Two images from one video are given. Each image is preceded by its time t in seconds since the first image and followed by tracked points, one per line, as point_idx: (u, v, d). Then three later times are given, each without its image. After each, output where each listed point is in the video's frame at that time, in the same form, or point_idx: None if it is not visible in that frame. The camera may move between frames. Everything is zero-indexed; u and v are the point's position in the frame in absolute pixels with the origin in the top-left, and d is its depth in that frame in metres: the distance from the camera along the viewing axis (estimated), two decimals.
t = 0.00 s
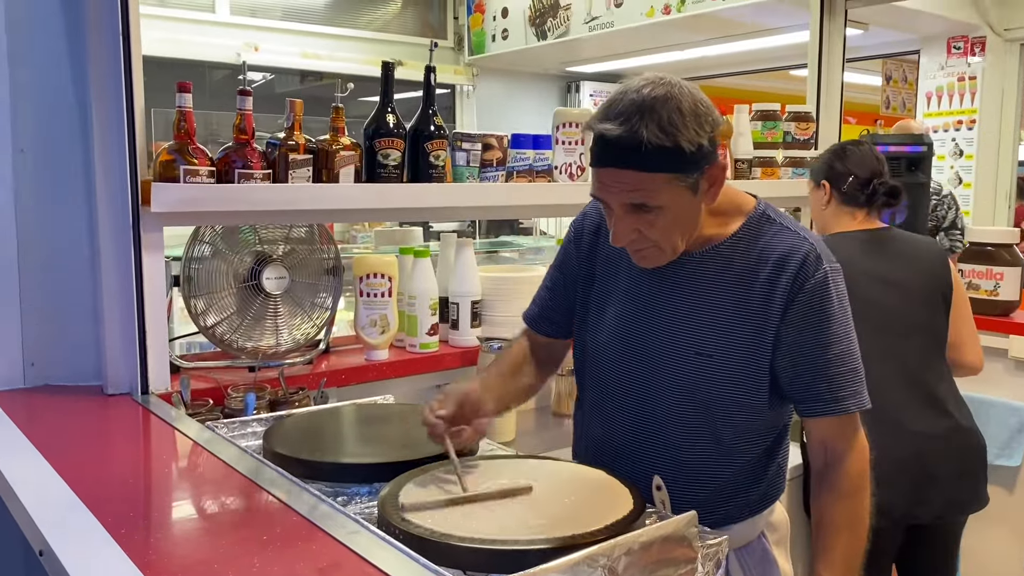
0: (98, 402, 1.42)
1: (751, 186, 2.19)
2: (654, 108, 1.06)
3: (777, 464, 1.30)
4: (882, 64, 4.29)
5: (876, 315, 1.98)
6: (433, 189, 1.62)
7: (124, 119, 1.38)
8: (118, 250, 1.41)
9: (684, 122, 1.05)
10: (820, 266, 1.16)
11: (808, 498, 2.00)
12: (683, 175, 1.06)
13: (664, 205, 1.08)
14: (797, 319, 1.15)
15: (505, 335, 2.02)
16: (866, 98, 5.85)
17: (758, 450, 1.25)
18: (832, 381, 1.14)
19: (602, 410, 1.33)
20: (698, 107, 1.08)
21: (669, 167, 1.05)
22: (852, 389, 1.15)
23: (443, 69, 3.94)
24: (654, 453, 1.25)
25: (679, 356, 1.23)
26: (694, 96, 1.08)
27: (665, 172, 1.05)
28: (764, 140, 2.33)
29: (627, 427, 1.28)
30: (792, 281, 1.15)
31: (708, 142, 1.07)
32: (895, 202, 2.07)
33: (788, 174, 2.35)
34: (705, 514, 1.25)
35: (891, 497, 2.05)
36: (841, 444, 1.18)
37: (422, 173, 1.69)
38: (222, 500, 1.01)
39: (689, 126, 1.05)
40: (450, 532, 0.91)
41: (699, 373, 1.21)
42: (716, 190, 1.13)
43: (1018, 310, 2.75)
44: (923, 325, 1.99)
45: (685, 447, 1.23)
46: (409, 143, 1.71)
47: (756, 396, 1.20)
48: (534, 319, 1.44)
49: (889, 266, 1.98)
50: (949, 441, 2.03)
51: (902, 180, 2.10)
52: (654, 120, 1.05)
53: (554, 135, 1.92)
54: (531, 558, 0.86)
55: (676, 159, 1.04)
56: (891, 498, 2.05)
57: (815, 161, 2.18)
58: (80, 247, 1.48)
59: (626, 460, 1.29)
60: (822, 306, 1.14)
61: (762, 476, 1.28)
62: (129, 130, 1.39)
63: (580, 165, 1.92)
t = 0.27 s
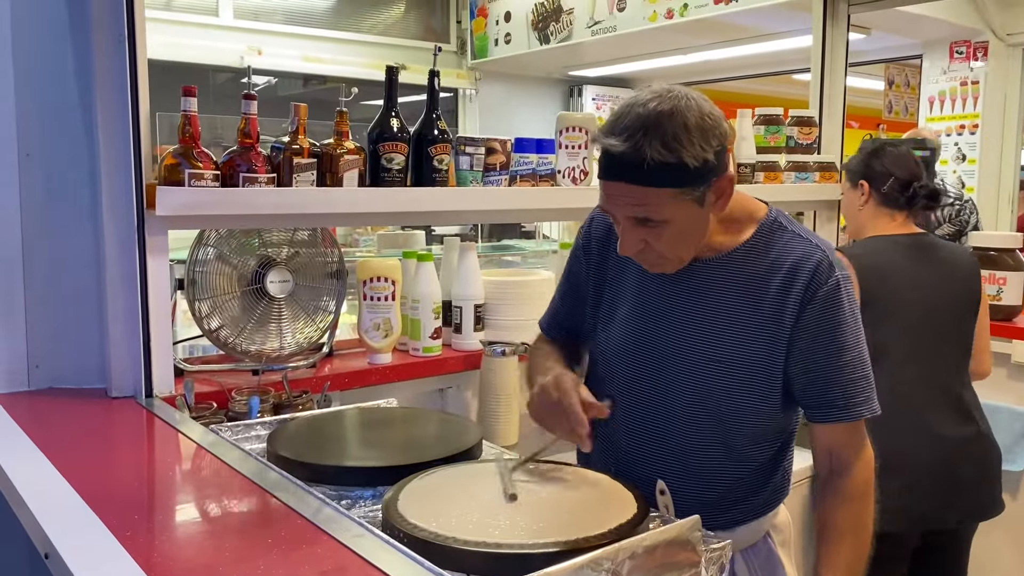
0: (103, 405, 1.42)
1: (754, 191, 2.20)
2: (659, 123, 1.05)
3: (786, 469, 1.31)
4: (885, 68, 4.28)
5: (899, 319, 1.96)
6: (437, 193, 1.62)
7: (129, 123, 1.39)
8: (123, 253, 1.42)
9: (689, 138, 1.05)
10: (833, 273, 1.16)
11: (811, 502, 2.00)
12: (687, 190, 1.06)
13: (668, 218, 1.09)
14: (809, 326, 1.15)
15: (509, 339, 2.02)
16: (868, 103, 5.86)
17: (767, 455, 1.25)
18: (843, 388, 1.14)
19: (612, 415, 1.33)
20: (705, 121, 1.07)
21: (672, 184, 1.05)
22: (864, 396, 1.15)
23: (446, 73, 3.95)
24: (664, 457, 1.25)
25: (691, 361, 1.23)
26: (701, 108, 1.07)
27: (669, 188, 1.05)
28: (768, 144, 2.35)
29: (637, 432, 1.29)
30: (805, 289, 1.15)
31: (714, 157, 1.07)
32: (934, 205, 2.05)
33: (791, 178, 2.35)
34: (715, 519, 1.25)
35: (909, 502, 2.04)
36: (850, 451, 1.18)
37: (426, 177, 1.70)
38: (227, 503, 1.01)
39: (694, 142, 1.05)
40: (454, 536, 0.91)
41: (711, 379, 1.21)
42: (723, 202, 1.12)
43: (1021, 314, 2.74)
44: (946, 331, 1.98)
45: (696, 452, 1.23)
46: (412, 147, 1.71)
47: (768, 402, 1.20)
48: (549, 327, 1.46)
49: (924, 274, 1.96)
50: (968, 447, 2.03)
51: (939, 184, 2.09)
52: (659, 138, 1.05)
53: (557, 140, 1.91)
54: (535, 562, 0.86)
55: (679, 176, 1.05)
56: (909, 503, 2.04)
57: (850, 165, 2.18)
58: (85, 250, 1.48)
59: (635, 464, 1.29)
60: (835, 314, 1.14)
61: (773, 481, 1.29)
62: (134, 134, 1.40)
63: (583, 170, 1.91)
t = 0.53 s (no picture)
0: (104, 408, 1.42)
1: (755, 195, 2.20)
2: (675, 126, 1.06)
3: (779, 470, 1.32)
4: (886, 72, 4.29)
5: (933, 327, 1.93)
6: (439, 197, 1.63)
7: (132, 127, 1.39)
8: (126, 256, 1.42)
9: (707, 135, 1.06)
10: (835, 278, 1.17)
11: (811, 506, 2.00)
12: (710, 188, 1.07)
13: (694, 219, 1.09)
14: (813, 330, 1.16)
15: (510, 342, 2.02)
16: (869, 106, 5.87)
17: (763, 457, 1.26)
18: (842, 392, 1.16)
19: (608, 416, 1.32)
20: (717, 118, 1.08)
21: (698, 182, 1.05)
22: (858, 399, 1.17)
23: (448, 76, 3.96)
24: (664, 460, 1.25)
25: (695, 364, 1.23)
26: (710, 106, 1.09)
27: (694, 187, 1.06)
28: (768, 148, 2.37)
29: (635, 434, 1.28)
30: (809, 294, 1.16)
31: (731, 151, 1.08)
32: (976, 203, 2.02)
33: (792, 182, 2.36)
34: (713, 521, 1.25)
35: (948, 511, 1.98)
36: (837, 453, 1.19)
37: (427, 181, 1.70)
38: (229, 506, 1.02)
39: (713, 139, 1.06)
40: (456, 540, 0.91)
41: (714, 381, 1.21)
42: (742, 195, 1.13)
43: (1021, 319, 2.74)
44: (979, 338, 1.98)
45: (696, 455, 1.23)
46: (414, 150, 1.72)
47: (769, 405, 1.21)
48: (524, 321, 1.37)
49: (969, 283, 1.95)
50: (993, 454, 2.03)
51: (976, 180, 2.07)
52: (678, 139, 1.05)
53: (558, 143, 1.90)
54: (536, 566, 0.86)
55: (704, 174, 1.05)
56: (947, 512, 1.98)
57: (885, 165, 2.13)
58: (87, 253, 1.48)
59: (633, 466, 1.28)
60: (837, 318, 1.16)
61: (768, 483, 1.29)
62: (137, 137, 1.40)
63: (585, 173, 1.90)
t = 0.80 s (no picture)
0: (103, 408, 1.42)
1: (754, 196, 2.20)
2: (676, 114, 1.08)
3: (779, 471, 1.31)
4: (885, 74, 4.29)
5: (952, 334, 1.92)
6: (439, 197, 1.63)
7: (132, 128, 1.39)
8: (126, 256, 1.42)
9: (706, 123, 1.07)
10: (834, 279, 1.17)
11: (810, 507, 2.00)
12: (710, 176, 1.07)
13: (696, 206, 1.08)
14: (812, 332, 1.16)
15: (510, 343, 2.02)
16: (868, 108, 5.88)
17: (762, 458, 1.26)
18: (842, 393, 1.15)
19: (607, 419, 1.33)
20: (717, 111, 1.10)
21: (698, 168, 1.06)
22: (861, 400, 1.16)
23: (448, 77, 3.96)
24: (663, 462, 1.25)
25: (693, 366, 1.23)
26: (710, 101, 1.11)
27: (694, 173, 1.06)
28: (768, 149, 2.37)
29: (634, 436, 1.29)
30: (808, 295, 1.16)
31: (731, 141, 1.09)
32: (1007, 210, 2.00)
33: (791, 184, 2.36)
34: (712, 523, 1.26)
35: (953, 517, 1.97)
36: (842, 455, 1.18)
37: (427, 182, 1.70)
38: (227, 506, 1.02)
39: (712, 126, 1.07)
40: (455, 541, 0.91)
41: (712, 383, 1.22)
42: (742, 190, 1.14)
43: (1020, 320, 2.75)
44: (996, 347, 1.99)
45: (694, 457, 1.23)
46: (414, 151, 1.72)
47: (767, 407, 1.21)
48: (517, 326, 1.39)
49: (994, 291, 1.95)
50: (1001, 464, 2.03)
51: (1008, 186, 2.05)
52: (678, 126, 1.06)
53: (558, 145, 1.92)
54: (535, 566, 0.87)
55: (704, 159, 1.06)
56: (952, 518, 1.97)
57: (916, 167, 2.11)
58: (87, 254, 1.49)
59: (632, 469, 1.28)
60: (837, 320, 1.15)
61: (769, 484, 1.29)
62: (137, 137, 1.40)
63: (584, 174, 1.93)
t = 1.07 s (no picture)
0: (99, 408, 1.42)
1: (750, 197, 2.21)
2: (665, 106, 1.08)
3: (777, 472, 1.31)
4: (883, 75, 4.30)
5: (962, 338, 1.91)
6: (436, 198, 1.63)
7: (128, 127, 1.40)
8: (122, 255, 1.42)
9: (694, 118, 1.07)
10: (825, 278, 1.16)
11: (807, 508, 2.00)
12: (694, 171, 1.07)
13: (677, 200, 1.09)
14: (803, 330, 1.15)
15: (507, 343, 2.02)
16: (866, 109, 5.89)
17: (758, 459, 1.26)
18: (835, 392, 1.14)
19: (604, 420, 1.33)
20: (709, 109, 1.10)
21: (681, 162, 1.06)
22: (856, 399, 1.15)
23: (446, 77, 3.96)
24: (658, 462, 1.25)
25: (686, 365, 1.23)
26: (704, 99, 1.11)
27: (677, 166, 1.06)
28: (764, 150, 2.37)
29: (629, 437, 1.29)
30: (797, 294, 1.16)
31: (719, 140, 1.09)
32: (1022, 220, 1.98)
33: (788, 185, 2.36)
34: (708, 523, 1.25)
35: (950, 522, 1.98)
36: (841, 454, 1.18)
37: (424, 182, 1.71)
38: (223, 505, 1.02)
39: (700, 122, 1.07)
40: (450, 541, 0.92)
41: (704, 383, 1.22)
42: (726, 190, 1.14)
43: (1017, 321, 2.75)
44: (1000, 355, 1.99)
45: (688, 457, 1.23)
46: (411, 151, 1.72)
47: (759, 406, 1.21)
48: (533, 331, 1.45)
49: (1002, 297, 1.95)
50: (1001, 471, 2.03)
51: None
52: (667, 118, 1.07)
53: (555, 144, 1.94)
54: (530, 566, 0.87)
55: (688, 154, 1.06)
56: (949, 522, 1.98)
57: (933, 168, 2.11)
58: (83, 254, 1.49)
59: (628, 469, 1.29)
60: (829, 319, 1.15)
61: (767, 484, 1.29)
62: (133, 136, 1.40)
63: (581, 175, 1.93)
